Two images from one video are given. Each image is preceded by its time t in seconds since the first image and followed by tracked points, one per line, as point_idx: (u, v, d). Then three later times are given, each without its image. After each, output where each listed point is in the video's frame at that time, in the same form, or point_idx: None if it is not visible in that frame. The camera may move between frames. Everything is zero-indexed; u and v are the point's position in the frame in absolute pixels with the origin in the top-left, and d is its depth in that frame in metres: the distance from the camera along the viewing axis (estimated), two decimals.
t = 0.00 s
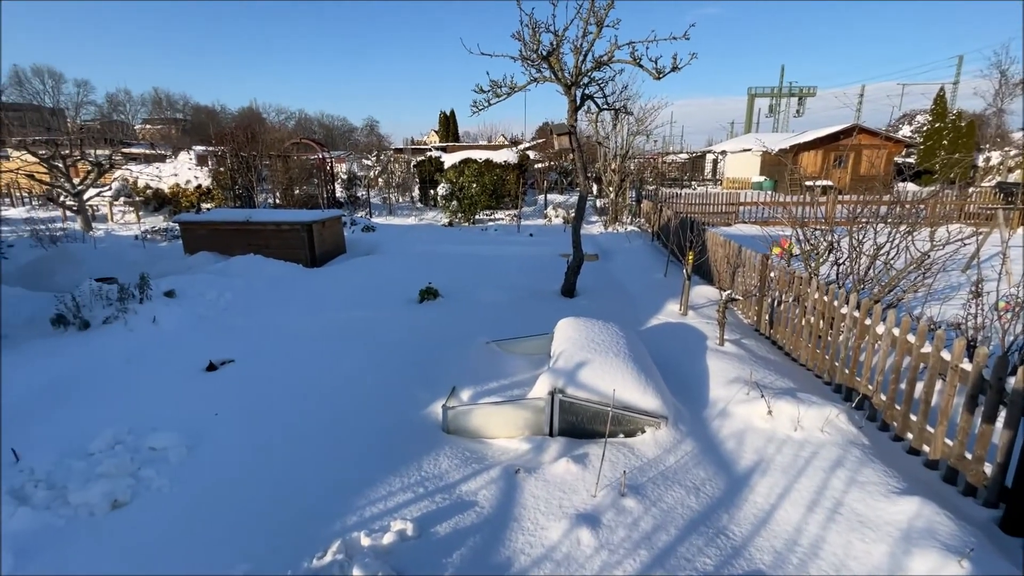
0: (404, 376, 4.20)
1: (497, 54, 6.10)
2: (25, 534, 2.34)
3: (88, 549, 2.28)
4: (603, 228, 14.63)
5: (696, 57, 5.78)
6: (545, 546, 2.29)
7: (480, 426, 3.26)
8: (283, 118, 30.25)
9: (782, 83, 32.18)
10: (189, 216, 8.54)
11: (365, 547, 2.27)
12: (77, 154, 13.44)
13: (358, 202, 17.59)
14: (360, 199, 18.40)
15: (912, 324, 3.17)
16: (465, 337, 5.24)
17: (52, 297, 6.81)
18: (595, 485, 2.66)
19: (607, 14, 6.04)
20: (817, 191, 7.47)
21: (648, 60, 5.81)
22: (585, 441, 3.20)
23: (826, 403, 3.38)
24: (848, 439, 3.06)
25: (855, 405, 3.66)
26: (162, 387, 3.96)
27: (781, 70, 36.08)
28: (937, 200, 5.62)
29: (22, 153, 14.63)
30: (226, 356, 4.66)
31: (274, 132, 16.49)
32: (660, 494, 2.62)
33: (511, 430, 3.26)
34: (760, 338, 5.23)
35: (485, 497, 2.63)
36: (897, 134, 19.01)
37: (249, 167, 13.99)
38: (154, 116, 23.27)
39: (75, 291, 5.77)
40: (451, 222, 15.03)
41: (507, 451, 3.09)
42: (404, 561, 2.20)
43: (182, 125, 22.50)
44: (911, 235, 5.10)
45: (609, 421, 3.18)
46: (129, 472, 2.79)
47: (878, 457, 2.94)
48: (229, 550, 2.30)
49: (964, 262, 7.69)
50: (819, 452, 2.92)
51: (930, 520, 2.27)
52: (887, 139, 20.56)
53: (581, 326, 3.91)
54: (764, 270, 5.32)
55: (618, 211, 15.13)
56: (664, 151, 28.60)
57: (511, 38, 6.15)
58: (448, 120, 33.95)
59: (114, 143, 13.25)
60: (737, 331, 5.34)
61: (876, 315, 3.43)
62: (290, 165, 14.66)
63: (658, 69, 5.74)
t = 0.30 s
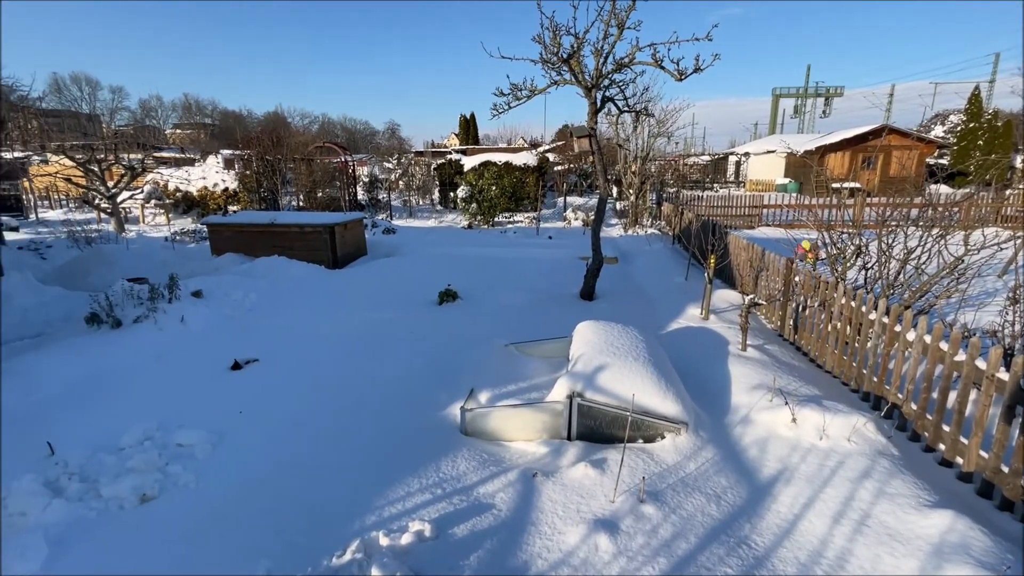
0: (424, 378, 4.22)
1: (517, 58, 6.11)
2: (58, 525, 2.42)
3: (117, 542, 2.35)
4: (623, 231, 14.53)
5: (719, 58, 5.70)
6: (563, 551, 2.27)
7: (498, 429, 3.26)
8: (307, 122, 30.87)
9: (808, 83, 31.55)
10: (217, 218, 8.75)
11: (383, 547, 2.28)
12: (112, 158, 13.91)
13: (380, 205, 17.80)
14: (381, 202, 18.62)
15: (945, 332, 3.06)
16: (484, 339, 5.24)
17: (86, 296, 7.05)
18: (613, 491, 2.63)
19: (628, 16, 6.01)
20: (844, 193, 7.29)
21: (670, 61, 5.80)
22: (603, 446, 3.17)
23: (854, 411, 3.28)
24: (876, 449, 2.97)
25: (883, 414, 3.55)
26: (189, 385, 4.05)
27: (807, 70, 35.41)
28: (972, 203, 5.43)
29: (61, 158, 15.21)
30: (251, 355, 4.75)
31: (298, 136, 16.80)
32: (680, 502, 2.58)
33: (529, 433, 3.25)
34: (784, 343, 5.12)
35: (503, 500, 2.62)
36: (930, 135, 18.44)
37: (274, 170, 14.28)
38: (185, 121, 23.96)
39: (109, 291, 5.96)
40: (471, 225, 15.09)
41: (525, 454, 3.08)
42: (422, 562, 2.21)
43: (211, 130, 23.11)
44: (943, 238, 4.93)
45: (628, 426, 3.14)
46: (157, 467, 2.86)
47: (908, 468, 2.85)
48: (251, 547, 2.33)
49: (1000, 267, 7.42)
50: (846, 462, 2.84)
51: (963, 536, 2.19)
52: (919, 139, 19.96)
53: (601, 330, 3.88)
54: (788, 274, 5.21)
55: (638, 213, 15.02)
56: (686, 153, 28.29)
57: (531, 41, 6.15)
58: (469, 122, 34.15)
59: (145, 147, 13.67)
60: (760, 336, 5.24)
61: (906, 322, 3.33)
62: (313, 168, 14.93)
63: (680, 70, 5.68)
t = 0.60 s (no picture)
0: (440, 379, 4.23)
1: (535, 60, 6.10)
2: (86, 518, 2.49)
3: (141, 535, 2.40)
4: (641, 233, 14.41)
5: (741, 58, 5.61)
6: (579, 555, 2.25)
7: (514, 431, 3.25)
8: (328, 125, 31.34)
9: (832, 82, 30.92)
10: (240, 219, 8.92)
11: (399, 546, 2.29)
12: (140, 161, 14.29)
13: (399, 206, 17.95)
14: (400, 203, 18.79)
15: (977, 339, 2.96)
16: (501, 341, 5.24)
17: (115, 295, 7.24)
18: (630, 496, 2.60)
19: (648, 16, 5.95)
20: (870, 194, 7.12)
21: (691, 61, 5.71)
22: (620, 450, 3.15)
23: (880, 419, 3.19)
24: (903, 459, 2.89)
25: (912, 423, 3.44)
26: (212, 382, 4.14)
27: (831, 68, 34.67)
28: (1006, 205, 5.24)
29: (93, 161, 15.68)
30: (272, 354, 4.82)
31: (319, 139, 17.05)
32: (699, 509, 2.53)
33: (545, 436, 3.24)
34: (807, 348, 5.01)
35: (519, 503, 2.61)
36: (961, 134, 17.90)
37: (295, 172, 14.50)
38: (210, 124, 24.51)
39: (137, 290, 6.12)
40: (488, 226, 15.12)
41: (541, 457, 3.07)
42: (437, 563, 2.21)
43: (235, 133, 23.61)
44: (975, 241, 4.77)
45: (646, 431, 3.11)
46: (181, 462, 2.93)
47: (938, 479, 2.76)
48: (270, 543, 2.36)
49: None
50: (872, 472, 2.76)
51: (996, 552, 2.10)
52: (950, 139, 19.38)
53: (619, 333, 3.85)
54: (811, 278, 5.11)
55: (657, 215, 14.88)
56: (706, 155, 27.96)
57: (550, 43, 6.14)
58: (487, 125, 34.21)
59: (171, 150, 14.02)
60: (782, 340, 5.14)
61: (936, 328, 3.23)
62: (334, 171, 15.13)
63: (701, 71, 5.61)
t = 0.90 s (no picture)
0: (456, 380, 4.24)
1: (554, 61, 6.09)
2: (112, 511, 2.55)
3: (164, 529, 2.45)
4: (659, 235, 14.27)
5: (763, 58, 5.52)
6: (593, 561, 2.23)
7: (530, 433, 3.24)
8: (348, 128, 31.75)
9: (857, 82, 30.28)
10: (262, 219, 9.07)
11: (414, 547, 2.30)
12: (167, 163, 14.65)
13: (417, 207, 18.09)
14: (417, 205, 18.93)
15: (1011, 346, 2.85)
16: (518, 343, 5.23)
17: (142, 293, 7.43)
18: (647, 502, 2.57)
19: (668, 16, 5.90)
20: (897, 196, 6.93)
21: (712, 61, 5.63)
22: (636, 455, 3.11)
23: (907, 428, 3.10)
24: (931, 469, 2.80)
25: (941, 432, 3.34)
26: (232, 380, 4.21)
27: (857, 67, 33.94)
28: None
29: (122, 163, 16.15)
30: (291, 353, 4.89)
31: (340, 142, 17.28)
32: (718, 516, 2.49)
33: (561, 438, 3.22)
34: (830, 354, 4.90)
35: (535, 506, 2.60)
36: (994, 134, 17.34)
37: (316, 174, 14.71)
38: (234, 126, 25.01)
39: (162, 289, 6.27)
40: (505, 228, 15.13)
41: (556, 460, 3.05)
42: (452, 565, 2.21)
43: (258, 135, 24.07)
44: (1010, 245, 4.60)
45: (663, 435, 3.08)
46: (202, 458, 2.98)
47: (968, 491, 2.66)
48: (287, 542, 2.38)
49: None
50: (898, 483, 2.68)
51: None
52: (982, 140, 18.80)
53: (637, 336, 3.81)
54: (835, 282, 4.99)
55: (676, 217, 14.73)
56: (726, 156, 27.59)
57: (568, 44, 6.13)
58: (504, 127, 34.26)
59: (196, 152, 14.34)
60: (804, 345, 5.04)
61: (966, 334, 3.12)
62: (353, 172, 15.31)
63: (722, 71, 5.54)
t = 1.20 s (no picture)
0: (472, 381, 4.25)
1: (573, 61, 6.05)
2: (137, 505, 2.61)
3: (186, 523, 2.50)
4: (678, 237, 14.13)
5: (788, 57, 5.42)
6: (611, 567, 2.21)
7: (547, 436, 3.23)
8: (367, 129, 32.12)
9: (884, 81, 29.59)
10: (283, 220, 9.21)
11: (430, 547, 2.31)
12: (193, 164, 15.00)
13: (435, 209, 18.19)
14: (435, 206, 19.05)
15: None
16: (535, 344, 5.23)
17: (167, 291, 7.61)
18: (665, 509, 2.53)
19: (690, 16, 5.83)
20: (925, 198, 6.75)
21: (734, 61, 5.55)
22: (654, 460, 3.08)
23: (936, 439, 3.01)
24: (962, 482, 2.71)
25: (972, 443, 3.23)
26: (254, 378, 4.28)
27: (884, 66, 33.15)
28: None
29: (150, 164, 16.59)
30: (311, 352, 4.95)
31: (360, 143, 17.50)
32: (739, 525, 2.45)
33: (578, 442, 3.20)
34: (855, 361, 4.78)
35: (551, 510, 2.59)
36: None
37: (336, 175, 14.90)
38: (257, 128, 25.51)
39: (187, 287, 6.42)
40: (522, 229, 15.10)
41: (573, 463, 3.04)
42: (468, 567, 2.21)
43: (280, 137, 24.48)
44: None
45: (682, 441, 3.04)
46: (224, 454, 3.03)
47: (1001, 506, 2.57)
48: (306, 539, 2.40)
49: None
50: (927, 495, 2.60)
51: None
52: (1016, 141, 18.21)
53: (655, 340, 3.78)
54: (861, 287, 4.88)
55: (695, 219, 14.57)
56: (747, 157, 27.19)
57: (588, 45, 6.10)
58: (522, 128, 34.28)
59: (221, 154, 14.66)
60: (827, 351, 4.93)
61: (1000, 343, 3.02)
62: (373, 173, 15.48)
63: (745, 71, 5.45)
